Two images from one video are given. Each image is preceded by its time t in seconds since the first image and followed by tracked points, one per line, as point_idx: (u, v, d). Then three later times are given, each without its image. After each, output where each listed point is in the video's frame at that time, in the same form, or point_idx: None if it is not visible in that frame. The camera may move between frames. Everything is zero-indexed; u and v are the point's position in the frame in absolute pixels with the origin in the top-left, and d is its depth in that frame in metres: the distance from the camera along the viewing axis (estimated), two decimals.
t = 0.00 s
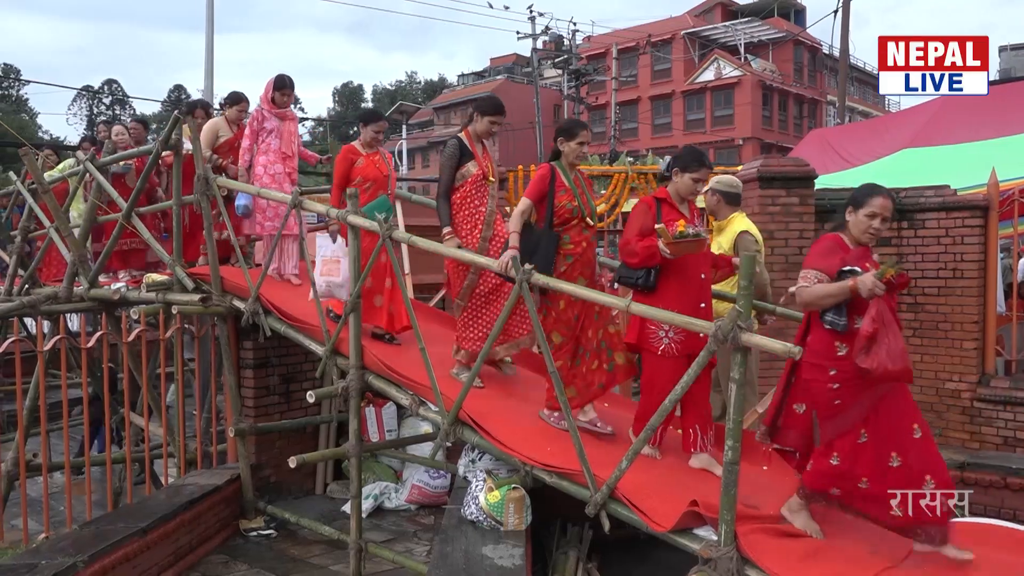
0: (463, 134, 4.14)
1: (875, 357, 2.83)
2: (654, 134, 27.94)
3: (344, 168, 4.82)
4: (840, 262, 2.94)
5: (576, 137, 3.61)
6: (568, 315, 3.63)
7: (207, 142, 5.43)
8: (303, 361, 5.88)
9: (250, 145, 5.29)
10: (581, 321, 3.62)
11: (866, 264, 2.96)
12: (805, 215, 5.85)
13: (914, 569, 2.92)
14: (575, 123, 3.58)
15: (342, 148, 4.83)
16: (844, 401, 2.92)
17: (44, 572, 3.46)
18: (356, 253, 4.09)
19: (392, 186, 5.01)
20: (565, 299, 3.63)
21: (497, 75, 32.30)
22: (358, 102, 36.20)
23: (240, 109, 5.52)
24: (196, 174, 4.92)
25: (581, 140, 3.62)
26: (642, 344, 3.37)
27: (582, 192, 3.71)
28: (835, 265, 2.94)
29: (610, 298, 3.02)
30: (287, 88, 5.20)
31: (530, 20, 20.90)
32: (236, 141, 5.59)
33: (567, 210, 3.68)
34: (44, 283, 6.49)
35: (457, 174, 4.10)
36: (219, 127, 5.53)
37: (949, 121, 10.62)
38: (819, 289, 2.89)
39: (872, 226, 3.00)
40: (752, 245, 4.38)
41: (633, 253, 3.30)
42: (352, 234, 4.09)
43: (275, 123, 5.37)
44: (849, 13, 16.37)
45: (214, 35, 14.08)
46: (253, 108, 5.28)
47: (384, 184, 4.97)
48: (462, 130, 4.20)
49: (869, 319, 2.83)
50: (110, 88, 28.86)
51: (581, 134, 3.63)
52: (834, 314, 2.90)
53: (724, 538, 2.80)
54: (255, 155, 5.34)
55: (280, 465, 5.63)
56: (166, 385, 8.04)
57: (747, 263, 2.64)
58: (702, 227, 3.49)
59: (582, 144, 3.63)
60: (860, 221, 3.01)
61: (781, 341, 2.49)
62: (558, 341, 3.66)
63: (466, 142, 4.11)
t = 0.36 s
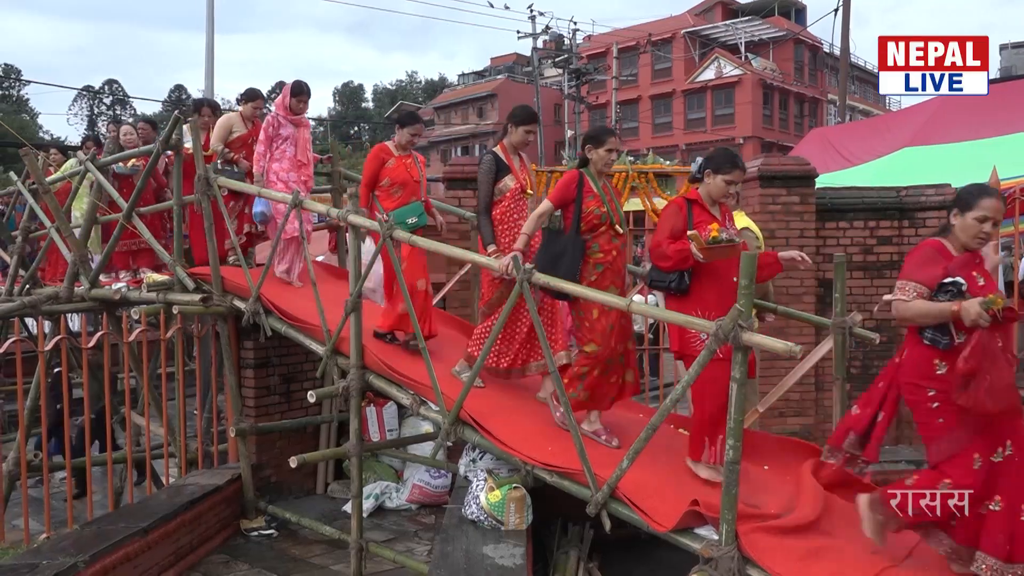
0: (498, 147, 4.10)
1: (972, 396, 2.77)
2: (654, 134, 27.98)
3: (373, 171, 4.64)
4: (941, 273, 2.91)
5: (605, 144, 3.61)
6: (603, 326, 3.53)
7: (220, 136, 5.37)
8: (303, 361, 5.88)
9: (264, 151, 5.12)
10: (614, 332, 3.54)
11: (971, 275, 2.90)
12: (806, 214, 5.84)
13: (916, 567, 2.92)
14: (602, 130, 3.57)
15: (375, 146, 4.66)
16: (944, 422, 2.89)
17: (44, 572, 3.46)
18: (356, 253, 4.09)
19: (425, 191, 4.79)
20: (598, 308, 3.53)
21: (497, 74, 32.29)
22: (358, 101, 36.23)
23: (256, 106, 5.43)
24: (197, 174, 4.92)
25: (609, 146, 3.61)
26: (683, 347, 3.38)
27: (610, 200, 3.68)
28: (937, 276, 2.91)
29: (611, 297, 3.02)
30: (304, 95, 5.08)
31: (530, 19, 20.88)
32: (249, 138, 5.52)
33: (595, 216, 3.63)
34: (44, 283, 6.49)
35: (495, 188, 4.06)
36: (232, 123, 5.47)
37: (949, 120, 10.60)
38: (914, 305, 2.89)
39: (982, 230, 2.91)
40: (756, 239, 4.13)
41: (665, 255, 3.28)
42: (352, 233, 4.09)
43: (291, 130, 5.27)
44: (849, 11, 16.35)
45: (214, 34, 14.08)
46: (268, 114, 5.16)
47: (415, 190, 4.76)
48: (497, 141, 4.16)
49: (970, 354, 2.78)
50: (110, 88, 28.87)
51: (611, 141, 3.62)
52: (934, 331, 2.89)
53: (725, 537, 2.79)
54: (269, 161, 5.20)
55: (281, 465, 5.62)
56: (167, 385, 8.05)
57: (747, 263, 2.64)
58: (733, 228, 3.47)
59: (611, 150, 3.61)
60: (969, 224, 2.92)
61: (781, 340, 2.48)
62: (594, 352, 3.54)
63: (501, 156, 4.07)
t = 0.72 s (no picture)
0: (543, 144, 4.07)
1: None
2: (657, 134, 28.17)
3: (409, 181, 4.45)
4: (1011, 286, 2.85)
5: (628, 146, 3.54)
6: (626, 334, 3.40)
7: (231, 136, 5.34)
8: (305, 361, 5.87)
9: (273, 155, 5.13)
10: (638, 341, 3.40)
11: None
12: (809, 214, 5.82)
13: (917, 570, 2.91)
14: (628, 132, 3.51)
15: (409, 158, 4.45)
16: None
17: (45, 572, 3.46)
18: (358, 254, 4.08)
19: (458, 202, 4.62)
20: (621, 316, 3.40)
21: (499, 75, 32.32)
22: (361, 102, 36.29)
23: (266, 105, 5.41)
24: (199, 174, 4.92)
25: (633, 148, 3.53)
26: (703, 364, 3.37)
27: (638, 206, 3.60)
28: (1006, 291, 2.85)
29: (612, 298, 3.01)
30: (313, 97, 5.10)
31: (532, 20, 20.89)
32: (261, 138, 5.51)
33: (621, 221, 3.56)
34: (46, 283, 6.50)
35: (535, 185, 4.04)
36: (244, 123, 5.45)
37: (952, 121, 10.58)
38: (984, 321, 2.83)
39: None
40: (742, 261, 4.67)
41: (692, 270, 3.26)
42: (354, 234, 4.09)
43: (300, 133, 5.26)
44: (852, 12, 16.33)
45: (217, 34, 14.10)
46: (277, 117, 5.15)
47: (450, 200, 4.59)
48: (542, 137, 4.13)
49: None
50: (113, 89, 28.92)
51: (633, 143, 3.54)
52: (1005, 349, 2.85)
53: (726, 539, 2.79)
54: (278, 165, 5.19)
55: (283, 465, 5.62)
56: (168, 385, 8.06)
57: (749, 263, 2.63)
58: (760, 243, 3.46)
59: (638, 154, 3.54)
60: None
61: (783, 341, 2.48)
62: (618, 361, 3.43)
63: (545, 154, 4.05)
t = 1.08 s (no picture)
0: (568, 151, 3.88)
1: None
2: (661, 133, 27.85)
3: (448, 185, 4.46)
4: None
5: (654, 150, 3.36)
6: (655, 348, 3.32)
7: (240, 135, 5.35)
8: (308, 361, 5.88)
9: (283, 154, 5.11)
10: (666, 356, 3.31)
11: None
12: (812, 215, 5.82)
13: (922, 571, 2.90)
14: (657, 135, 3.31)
15: (446, 162, 4.46)
16: None
17: (48, 570, 3.46)
18: (362, 254, 4.08)
19: (496, 207, 4.61)
20: (651, 330, 3.31)
21: (503, 75, 32.35)
22: (364, 102, 36.33)
23: (277, 103, 5.40)
24: (203, 174, 4.93)
25: (659, 153, 3.35)
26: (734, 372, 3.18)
27: (670, 212, 3.42)
28: None
29: (616, 299, 3.02)
30: (322, 94, 5.03)
31: (535, 19, 20.88)
32: (270, 136, 5.49)
33: (650, 228, 3.38)
34: (50, 282, 6.51)
35: (560, 193, 3.86)
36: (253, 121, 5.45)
37: (956, 122, 10.57)
38: None
39: None
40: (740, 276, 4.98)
41: (727, 273, 3.11)
42: (357, 234, 4.09)
43: (310, 132, 5.26)
44: (856, 13, 16.32)
45: (220, 33, 14.12)
46: (286, 116, 5.14)
47: (489, 206, 4.57)
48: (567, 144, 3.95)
49: None
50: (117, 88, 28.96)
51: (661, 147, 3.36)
52: None
53: (730, 540, 2.78)
54: (288, 165, 5.19)
55: (286, 465, 5.62)
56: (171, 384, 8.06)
57: (754, 264, 2.63)
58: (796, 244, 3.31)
59: (668, 158, 3.34)
60: None
61: (788, 343, 2.47)
62: (641, 376, 3.35)
63: (570, 160, 3.86)
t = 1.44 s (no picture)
0: (586, 149, 3.79)
1: None
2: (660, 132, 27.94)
3: (479, 183, 4.27)
4: None
5: (682, 154, 3.31)
6: (672, 352, 3.34)
7: (242, 129, 5.37)
8: (307, 358, 5.88)
9: (293, 154, 5.08)
10: (683, 361, 3.34)
11: None
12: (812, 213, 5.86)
13: (919, 570, 2.90)
14: (682, 139, 3.28)
15: (479, 158, 4.25)
16: None
17: (46, 567, 3.46)
18: (360, 251, 4.08)
19: (529, 207, 4.37)
20: (669, 333, 3.34)
21: (502, 72, 32.31)
22: (364, 99, 36.28)
23: (281, 99, 5.34)
24: (202, 171, 4.92)
25: (686, 157, 3.31)
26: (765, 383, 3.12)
27: (688, 214, 3.40)
28: None
29: (615, 296, 3.02)
30: (332, 92, 5.02)
31: (535, 17, 20.84)
32: (271, 130, 5.48)
33: (669, 231, 3.36)
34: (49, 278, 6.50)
35: (579, 193, 3.74)
36: (256, 115, 5.46)
37: (955, 120, 10.57)
38: None
39: None
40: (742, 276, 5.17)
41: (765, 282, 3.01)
42: (356, 230, 4.08)
43: (320, 132, 5.22)
44: (856, 10, 16.29)
45: (219, 29, 14.09)
46: (297, 115, 5.10)
47: (522, 207, 4.33)
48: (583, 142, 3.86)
49: None
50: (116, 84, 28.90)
51: (688, 152, 3.31)
52: None
53: (728, 537, 2.78)
54: (299, 165, 5.19)
55: (284, 462, 5.63)
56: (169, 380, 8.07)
57: (753, 262, 2.63)
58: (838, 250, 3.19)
59: (689, 163, 3.31)
60: None
61: (787, 340, 2.48)
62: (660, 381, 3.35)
63: (589, 159, 3.75)
